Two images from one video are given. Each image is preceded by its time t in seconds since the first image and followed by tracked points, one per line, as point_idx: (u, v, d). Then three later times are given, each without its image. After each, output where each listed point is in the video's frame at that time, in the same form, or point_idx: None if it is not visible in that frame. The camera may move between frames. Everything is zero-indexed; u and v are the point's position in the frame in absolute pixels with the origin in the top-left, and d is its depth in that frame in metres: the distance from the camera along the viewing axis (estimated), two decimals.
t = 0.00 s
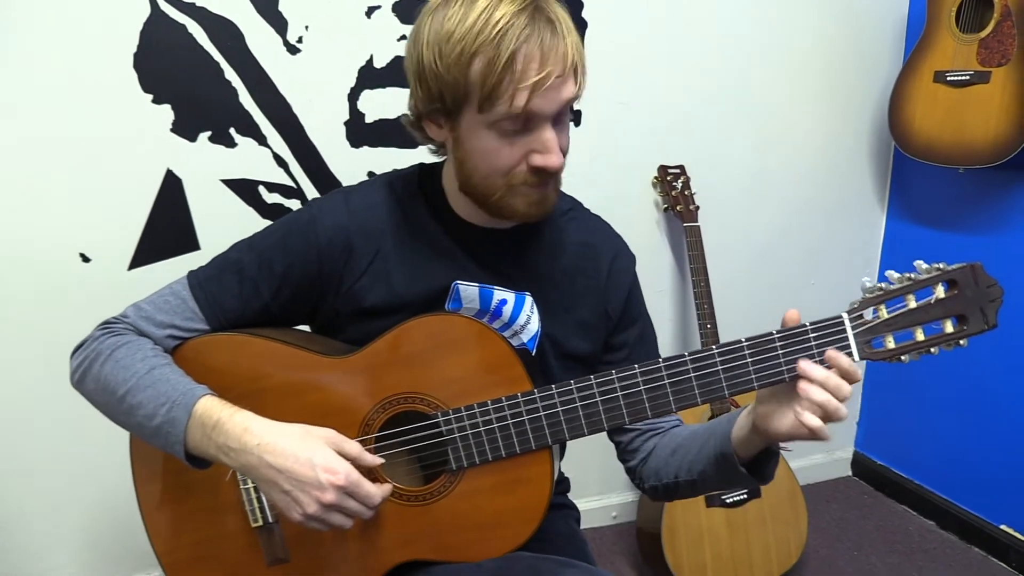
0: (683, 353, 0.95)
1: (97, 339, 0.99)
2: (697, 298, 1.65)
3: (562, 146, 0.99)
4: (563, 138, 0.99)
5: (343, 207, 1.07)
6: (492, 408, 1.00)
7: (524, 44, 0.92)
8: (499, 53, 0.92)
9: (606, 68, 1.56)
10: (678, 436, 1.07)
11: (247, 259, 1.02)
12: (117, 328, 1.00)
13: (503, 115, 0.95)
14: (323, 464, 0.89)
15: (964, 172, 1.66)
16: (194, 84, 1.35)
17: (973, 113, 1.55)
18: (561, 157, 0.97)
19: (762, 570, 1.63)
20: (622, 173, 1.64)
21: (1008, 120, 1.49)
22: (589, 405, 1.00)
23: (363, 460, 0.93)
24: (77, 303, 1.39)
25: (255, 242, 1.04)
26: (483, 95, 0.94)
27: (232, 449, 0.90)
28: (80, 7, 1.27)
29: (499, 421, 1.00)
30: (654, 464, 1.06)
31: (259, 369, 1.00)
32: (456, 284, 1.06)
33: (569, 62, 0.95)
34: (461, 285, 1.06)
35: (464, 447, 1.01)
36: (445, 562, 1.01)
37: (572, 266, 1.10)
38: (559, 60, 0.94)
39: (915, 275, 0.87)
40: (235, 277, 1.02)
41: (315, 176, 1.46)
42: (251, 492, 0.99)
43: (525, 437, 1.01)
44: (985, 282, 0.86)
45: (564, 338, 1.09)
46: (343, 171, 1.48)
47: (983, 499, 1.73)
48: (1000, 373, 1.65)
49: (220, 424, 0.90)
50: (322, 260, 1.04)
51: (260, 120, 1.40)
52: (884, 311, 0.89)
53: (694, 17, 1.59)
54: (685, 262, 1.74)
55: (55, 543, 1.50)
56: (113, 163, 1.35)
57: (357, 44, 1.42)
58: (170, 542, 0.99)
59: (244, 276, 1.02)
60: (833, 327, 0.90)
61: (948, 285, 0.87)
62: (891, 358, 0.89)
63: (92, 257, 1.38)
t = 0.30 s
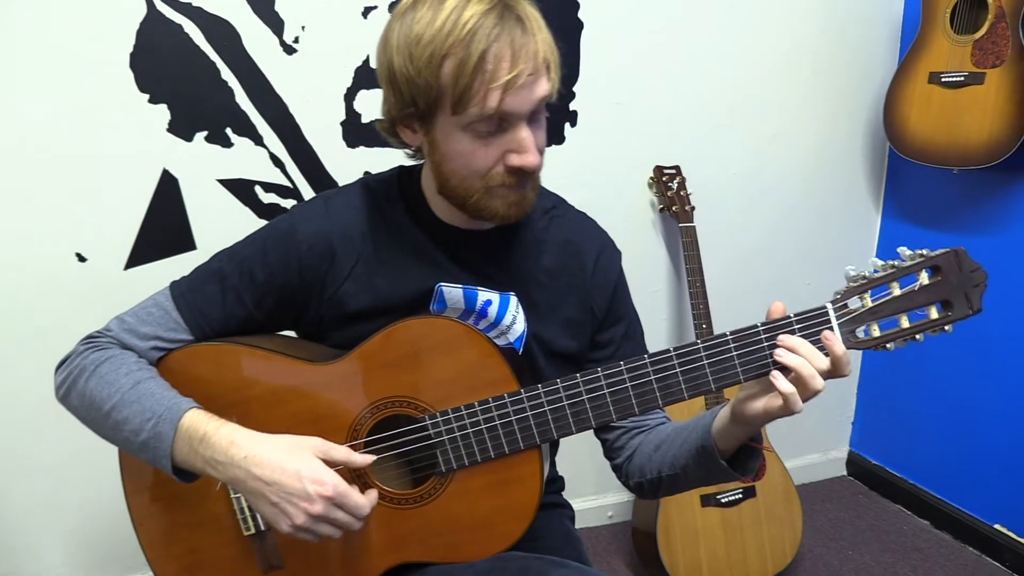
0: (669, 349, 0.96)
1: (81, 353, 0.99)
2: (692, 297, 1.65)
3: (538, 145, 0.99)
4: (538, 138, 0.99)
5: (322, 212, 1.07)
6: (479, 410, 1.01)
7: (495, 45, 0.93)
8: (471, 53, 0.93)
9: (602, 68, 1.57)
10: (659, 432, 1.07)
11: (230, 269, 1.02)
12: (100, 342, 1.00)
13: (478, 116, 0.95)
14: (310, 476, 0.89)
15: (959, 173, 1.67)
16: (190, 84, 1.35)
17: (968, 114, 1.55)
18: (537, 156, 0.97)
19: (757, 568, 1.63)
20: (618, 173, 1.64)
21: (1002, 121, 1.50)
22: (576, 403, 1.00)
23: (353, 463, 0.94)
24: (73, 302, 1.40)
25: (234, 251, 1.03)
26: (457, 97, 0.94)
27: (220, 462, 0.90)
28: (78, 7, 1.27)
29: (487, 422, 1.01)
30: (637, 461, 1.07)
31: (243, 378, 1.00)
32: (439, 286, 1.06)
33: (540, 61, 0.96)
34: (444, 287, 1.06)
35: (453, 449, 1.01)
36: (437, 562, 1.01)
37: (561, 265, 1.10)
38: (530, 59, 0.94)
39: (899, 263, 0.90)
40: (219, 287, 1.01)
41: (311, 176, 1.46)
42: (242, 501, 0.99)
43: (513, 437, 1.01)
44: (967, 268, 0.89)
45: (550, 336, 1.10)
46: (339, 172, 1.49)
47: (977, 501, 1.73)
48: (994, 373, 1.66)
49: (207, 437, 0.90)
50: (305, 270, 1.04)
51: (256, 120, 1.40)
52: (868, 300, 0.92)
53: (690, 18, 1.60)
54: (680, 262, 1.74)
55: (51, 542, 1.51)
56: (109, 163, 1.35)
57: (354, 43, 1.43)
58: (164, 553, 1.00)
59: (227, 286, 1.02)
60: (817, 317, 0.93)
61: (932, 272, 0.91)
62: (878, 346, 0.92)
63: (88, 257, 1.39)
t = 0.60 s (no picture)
0: (661, 347, 0.96)
1: (69, 366, 0.99)
2: (691, 299, 1.66)
3: (457, 153, 0.94)
4: (464, 145, 0.95)
5: (308, 217, 1.07)
6: (472, 412, 1.01)
7: (399, 49, 0.90)
8: (378, 57, 0.92)
9: (601, 69, 1.57)
10: (655, 427, 1.08)
11: (217, 275, 1.02)
12: (89, 353, 0.99)
13: (391, 120, 0.94)
14: (304, 486, 0.89)
15: (957, 176, 1.67)
16: (191, 84, 1.35)
17: (966, 116, 1.56)
18: (444, 166, 0.94)
19: (755, 569, 1.64)
20: (617, 175, 1.65)
21: (1000, 124, 1.50)
22: (569, 404, 1.00)
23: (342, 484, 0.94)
24: (72, 301, 1.40)
25: (222, 258, 1.04)
26: (373, 100, 0.95)
27: (212, 475, 0.90)
28: (78, 7, 1.27)
29: (481, 424, 1.01)
30: (634, 457, 1.07)
31: (234, 386, 1.00)
32: (428, 288, 1.07)
33: (453, 66, 0.90)
34: (434, 288, 1.07)
35: (447, 453, 1.02)
36: (434, 565, 1.02)
37: (557, 264, 1.10)
38: (435, 65, 0.89)
39: (890, 255, 0.90)
40: (207, 295, 1.02)
41: (311, 176, 1.46)
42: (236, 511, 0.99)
43: (507, 440, 1.02)
44: (958, 258, 0.89)
45: (541, 335, 1.10)
46: (339, 172, 1.49)
47: (974, 502, 1.74)
48: (993, 376, 1.66)
49: (198, 450, 0.90)
50: (292, 272, 1.04)
51: (256, 120, 1.41)
52: (860, 293, 0.92)
53: (690, 19, 1.60)
54: (679, 263, 1.75)
55: (49, 542, 1.51)
56: (108, 163, 1.35)
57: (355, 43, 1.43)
58: (161, 564, 1.00)
59: (215, 293, 1.02)
60: (808, 312, 0.93)
61: (922, 263, 0.91)
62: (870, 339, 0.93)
63: (87, 257, 1.39)
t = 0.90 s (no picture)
0: (657, 346, 0.97)
1: (65, 372, 0.98)
2: (693, 299, 1.66)
3: (412, 150, 0.95)
4: (420, 142, 0.95)
5: (300, 221, 1.07)
6: (469, 414, 1.01)
7: (350, 49, 0.94)
8: (334, 59, 0.95)
9: (602, 69, 1.57)
10: (654, 424, 1.08)
11: (211, 279, 1.02)
12: (84, 360, 0.99)
13: (353, 121, 0.97)
14: (300, 490, 0.89)
15: (959, 176, 1.67)
16: (193, 85, 1.36)
17: (967, 117, 1.56)
18: (397, 163, 0.94)
19: (756, 568, 1.64)
20: (619, 175, 1.65)
21: (1001, 125, 1.50)
22: (565, 404, 1.00)
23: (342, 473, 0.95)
24: (74, 301, 1.40)
25: (216, 262, 1.04)
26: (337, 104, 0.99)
27: (208, 480, 0.90)
28: (80, 7, 1.28)
29: (477, 425, 1.01)
30: (632, 454, 1.07)
31: (229, 389, 1.00)
32: (422, 288, 1.07)
33: (397, 63, 0.92)
34: (428, 289, 1.07)
35: (444, 454, 1.02)
36: (434, 564, 1.02)
37: (555, 263, 1.11)
38: (379, 62, 0.92)
39: (886, 249, 0.90)
40: (201, 300, 1.02)
41: (313, 176, 1.47)
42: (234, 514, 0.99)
43: (504, 441, 1.02)
44: (955, 252, 0.90)
45: (537, 334, 1.10)
46: (341, 172, 1.49)
47: (975, 502, 1.74)
48: (995, 377, 1.66)
49: (194, 455, 0.90)
50: (286, 274, 1.05)
51: (258, 121, 1.41)
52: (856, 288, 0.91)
53: (691, 19, 1.60)
54: (681, 263, 1.75)
55: (51, 541, 1.51)
56: (112, 164, 1.36)
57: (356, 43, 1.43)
58: (160, 568, 1.00)
59: (209, 298, 1.02)
60: (804, 309, 0.93)
61: (919, 257, 0.91)
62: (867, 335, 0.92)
63: (90, 257, 1.39)
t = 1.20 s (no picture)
0: (657, 346, 0.97)
1: (69, 372, 0.99)
2: (695, 300, 1.66)
3: (405, 149, 0.95)
4: (413, 141, 0.96)
5: (303, 222, 1.08)
6: (469, 414, 1.01)
7: (343, 49, 0.95)
8: (329, 60, 0.97)
9: (605, 70, 1.57)
10: (656, 426, 1.08)
11: (214, 281, 1.03)
12: (88, 360, 1.00)
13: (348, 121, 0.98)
14: (301, 490, 0.90)
15: (962, 177, 1.67)
16: (197, 85, 1.36)
17: (969, 118, 1.56)
18: (390, 161, 0.94)
19: (758, 569, 1.64)
20: (622, 176, 1.65)
21: (1003, 126, 1.51)
22: (565, 405, 1.01)
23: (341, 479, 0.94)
24: (79, 301, 1.41)
25: (220, 263, 1.05)
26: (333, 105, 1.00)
27: (210, 481, 0.91)
28: (85, 8, 1.28)
29: (477, 425, 1.01)
30: (634, 455, 1.07)
31: (230, 389, 1.01)
32: (423, 289, 1.07)
33: (388, 61, 0.92)
34: (429, 290, 1.08)
35: (444, 454, 1.02)
36: (437, 563, 1.02)
37: (556, 264, 1.11)
38: (370, 61, 0.92)
39: (885, 250, 0.90)
40: (204, 301, 1.02)
41: (316, 176, 1.47)
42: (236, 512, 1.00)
43: (504, 441, 1.02)
44: (955, 252, 0.90)
45: (539, 334, 1.11)
46: (345, 173, 1.49)
47: (977, 503, 1.74)
48: (998, 378, 1.66)
49: (196, 456, 0.91)
50: (288, 276, 1.05)
51: (262, 121, 1.41)
52: (855, 289, 0.92)
53: (694, 21, 1.61)
54: (683, 264, 1.75)
55: (56, 539, 1.52)
56: (117, 164, 1.36)
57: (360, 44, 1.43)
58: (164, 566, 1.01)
59: (212, 299, 1.03)
60: (803, 309, 0.93)
61: (919, 258, 0.91)
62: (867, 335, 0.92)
63: (95, 257, 1.40)
